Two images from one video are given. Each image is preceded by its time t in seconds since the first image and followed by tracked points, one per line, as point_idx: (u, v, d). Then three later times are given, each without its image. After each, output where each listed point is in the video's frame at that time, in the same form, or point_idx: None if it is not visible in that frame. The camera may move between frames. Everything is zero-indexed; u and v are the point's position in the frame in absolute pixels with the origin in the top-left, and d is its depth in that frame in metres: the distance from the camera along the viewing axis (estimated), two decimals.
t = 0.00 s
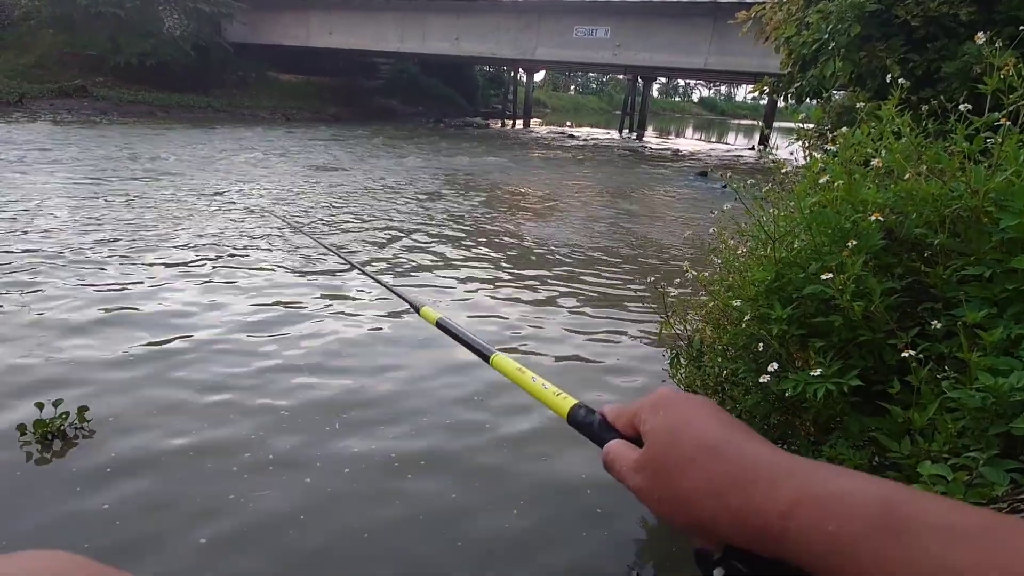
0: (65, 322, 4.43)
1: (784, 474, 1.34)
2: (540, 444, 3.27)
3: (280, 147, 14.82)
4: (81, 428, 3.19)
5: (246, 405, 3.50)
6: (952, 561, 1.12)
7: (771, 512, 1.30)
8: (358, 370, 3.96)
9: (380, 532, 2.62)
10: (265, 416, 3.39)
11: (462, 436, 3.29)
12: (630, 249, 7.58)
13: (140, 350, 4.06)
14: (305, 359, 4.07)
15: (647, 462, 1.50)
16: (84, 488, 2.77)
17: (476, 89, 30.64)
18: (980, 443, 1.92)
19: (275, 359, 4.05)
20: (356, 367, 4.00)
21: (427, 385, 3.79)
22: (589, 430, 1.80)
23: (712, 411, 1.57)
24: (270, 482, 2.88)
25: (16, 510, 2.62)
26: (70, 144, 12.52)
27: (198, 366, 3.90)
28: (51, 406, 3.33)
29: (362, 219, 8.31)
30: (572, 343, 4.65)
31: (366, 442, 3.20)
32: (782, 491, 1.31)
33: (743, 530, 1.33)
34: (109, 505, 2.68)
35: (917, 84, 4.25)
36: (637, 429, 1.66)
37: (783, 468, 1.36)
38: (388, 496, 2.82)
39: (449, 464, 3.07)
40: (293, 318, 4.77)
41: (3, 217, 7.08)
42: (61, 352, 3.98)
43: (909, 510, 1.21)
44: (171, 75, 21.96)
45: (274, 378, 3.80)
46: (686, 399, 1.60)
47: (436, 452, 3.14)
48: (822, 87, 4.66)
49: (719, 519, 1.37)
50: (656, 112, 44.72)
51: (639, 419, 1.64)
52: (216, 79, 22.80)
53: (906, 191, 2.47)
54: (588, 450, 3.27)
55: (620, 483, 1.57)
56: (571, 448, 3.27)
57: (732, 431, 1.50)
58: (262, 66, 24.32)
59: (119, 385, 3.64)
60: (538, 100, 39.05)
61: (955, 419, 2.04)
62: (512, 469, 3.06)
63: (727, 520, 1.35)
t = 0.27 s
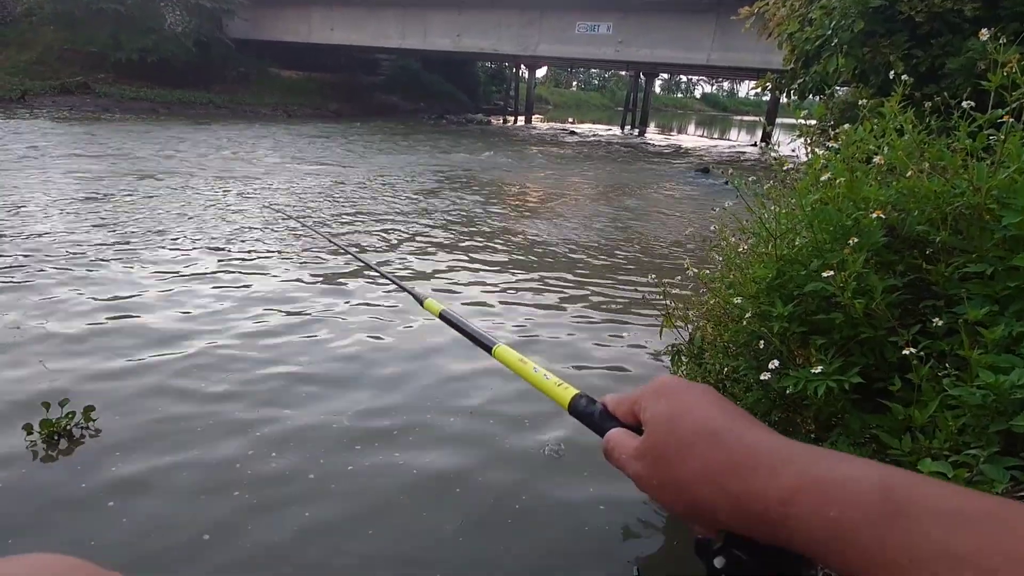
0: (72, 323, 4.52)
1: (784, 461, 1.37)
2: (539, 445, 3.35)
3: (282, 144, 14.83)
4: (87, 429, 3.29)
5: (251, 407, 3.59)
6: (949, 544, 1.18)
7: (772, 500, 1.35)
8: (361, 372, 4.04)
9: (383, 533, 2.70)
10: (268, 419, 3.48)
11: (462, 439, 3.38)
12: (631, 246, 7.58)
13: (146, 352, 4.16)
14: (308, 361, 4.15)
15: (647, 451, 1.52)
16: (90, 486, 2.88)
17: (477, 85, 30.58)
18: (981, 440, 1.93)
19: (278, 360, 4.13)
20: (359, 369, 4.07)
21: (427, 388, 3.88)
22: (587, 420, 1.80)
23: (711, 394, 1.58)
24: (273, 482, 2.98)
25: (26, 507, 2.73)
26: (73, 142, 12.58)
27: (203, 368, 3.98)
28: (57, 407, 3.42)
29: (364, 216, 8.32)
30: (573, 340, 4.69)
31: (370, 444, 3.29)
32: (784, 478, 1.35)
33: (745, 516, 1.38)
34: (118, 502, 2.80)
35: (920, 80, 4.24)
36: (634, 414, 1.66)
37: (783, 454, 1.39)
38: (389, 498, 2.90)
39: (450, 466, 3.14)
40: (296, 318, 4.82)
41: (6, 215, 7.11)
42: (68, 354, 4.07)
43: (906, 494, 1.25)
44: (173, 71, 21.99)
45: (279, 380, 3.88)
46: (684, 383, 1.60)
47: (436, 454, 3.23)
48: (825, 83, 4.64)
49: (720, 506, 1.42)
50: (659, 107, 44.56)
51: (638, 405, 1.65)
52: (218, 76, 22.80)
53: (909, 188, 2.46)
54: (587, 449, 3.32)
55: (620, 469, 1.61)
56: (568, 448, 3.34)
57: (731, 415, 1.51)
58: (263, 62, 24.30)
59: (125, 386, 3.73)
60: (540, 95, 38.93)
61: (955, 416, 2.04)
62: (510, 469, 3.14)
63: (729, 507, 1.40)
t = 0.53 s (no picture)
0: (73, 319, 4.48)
1: (785, 449, 1.37)
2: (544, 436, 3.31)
3: (282, 142, 14.84)
4: (91, 427, 3.24)
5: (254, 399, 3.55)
6: (952, 536, 1.18)
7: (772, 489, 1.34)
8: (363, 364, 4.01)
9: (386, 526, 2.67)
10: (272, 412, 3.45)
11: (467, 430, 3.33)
12: (632, 243, 7.57)
13: (148, 346, 4.11)
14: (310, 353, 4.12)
15: (645, 436, 1.52)
16: (95, 484, 2.84)
17: (477, 83, 30.55)
18: (981, 438, 1.93)
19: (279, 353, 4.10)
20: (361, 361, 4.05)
21: (430, 378, 3.85)
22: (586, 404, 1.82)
23: (711, 382, 1.57)
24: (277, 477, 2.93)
25: (30, 505, 2.68)
26: (73, 140, 12.56)
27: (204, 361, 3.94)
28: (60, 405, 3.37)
29: (365, 214, 8.31)
30: (574, 336, 4.68)
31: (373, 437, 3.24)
32: (785, 467, 1.35)
33: (742, 504, 1.38)
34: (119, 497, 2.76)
35: (922, 76, 4.22)
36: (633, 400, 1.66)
37: (784, 444, 1.38)
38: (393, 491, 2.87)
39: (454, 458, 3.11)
40: (297, 313, 4.80)
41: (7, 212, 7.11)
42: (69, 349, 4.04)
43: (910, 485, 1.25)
44: (173, 69, 21.96)
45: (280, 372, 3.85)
46: (685, 370, 1.59)
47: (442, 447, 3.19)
48: (826, 80, 4.63)
49: (717, 493, 1.41)
50: (659, 105, 44.49)
51: (638, 391, 1.64)
52: (218, 73, 22.78)
53: (910, 186, 2.46)
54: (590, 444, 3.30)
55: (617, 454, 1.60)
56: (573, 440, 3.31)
57: (732, 403, 1.50)
58: (264, 60, 24.28)
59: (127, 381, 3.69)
60: (541, 93, 38.88)
61: (957, 414, 2.03)
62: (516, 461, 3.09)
63: (726, 494, 1.40)
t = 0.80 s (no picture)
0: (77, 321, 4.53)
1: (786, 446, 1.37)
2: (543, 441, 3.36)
3: (283, 139, 14.83)
4: (94, 425, 3.31)
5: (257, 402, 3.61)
6: (954, 532, 1.20)
7: (773, 485, 1.34)
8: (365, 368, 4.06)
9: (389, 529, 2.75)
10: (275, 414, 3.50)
11: (467, 435, 3.40)
12: (633, 240, 7.57)
13: (152, 349, 4.17)
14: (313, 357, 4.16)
15: (642, 430, 1.50)
16: (99, 483, 2.92)
17: (478, 79, 30.49)
18: (983, 434, 1.92)
19: (282, 356, 4.14)
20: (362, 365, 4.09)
21: (431, 383, 3.90)
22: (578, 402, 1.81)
23: (710, 379, 1.56)
24: (280, 480, 3.00)
25: (36, 505, 2.77)
26: (74, 138, 12.56)
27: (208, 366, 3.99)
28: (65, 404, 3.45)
29: (365, 211, 8.32)
30: (575, 334, 4.69)
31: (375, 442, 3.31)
32: (787, 462, 1.35)
33: (741, 499, 1.36)
34: (126, 500, 2.82)
35: (923, 72, 4.21)
36: (629, 396, 1.65)
37: (786, 440, 1.39)
38: (395, 495, 2.94)
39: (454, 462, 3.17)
40: (299, 314, 4.83)
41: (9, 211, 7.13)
42: (74, 351, 4.09)
43: (910, 483, 1.27)
44: (173, 67, 21.94)
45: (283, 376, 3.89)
46: (684, 366, 1.58)
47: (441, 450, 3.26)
48: (828, 76, 4.61)
49: (715, 489, 1.39)
50: (660, 101, 44.36)
51: (635, 386, 1.62)
52: (218, 71, 22.76)
53: (912, 181, 2.45)
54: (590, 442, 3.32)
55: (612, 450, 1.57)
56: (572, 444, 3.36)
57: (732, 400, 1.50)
58: (264, 57, 24.25)
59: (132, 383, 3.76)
60: (541, 89, 38.78)
61: (957, 410, 2.03)
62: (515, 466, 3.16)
63: (724, 489, 1.38)
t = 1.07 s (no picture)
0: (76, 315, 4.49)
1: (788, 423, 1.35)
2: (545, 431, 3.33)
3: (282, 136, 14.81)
4: (96, 425, 3.26)
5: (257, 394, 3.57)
6: (961, 515, 1.12)
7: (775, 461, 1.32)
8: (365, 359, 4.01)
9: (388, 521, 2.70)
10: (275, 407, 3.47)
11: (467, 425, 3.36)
12: (632, 237, 7.56)
13: (152, 343, 4.12)
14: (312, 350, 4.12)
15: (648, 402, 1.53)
16: (101, 480, 2.87)
17: (477, 76, 30.46)
18: (982, 430, 1.93)
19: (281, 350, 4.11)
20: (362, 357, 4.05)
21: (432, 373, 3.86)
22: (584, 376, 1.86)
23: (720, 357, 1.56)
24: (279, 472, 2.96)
25: (38, 502, 2.72)
26: (72, 135, 12.52)
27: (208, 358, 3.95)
28: (65, 403, 3.39)
29: (364, 208, 8.30)
30: (575, 331, 4.68)
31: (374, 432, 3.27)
32: (787, 439, 1.33)
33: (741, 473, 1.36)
34: (125, 497, 2.77)
35: (923, 68, 4.21)
36: (638, 372, 1.67)
37: (789, 418, 1.37)
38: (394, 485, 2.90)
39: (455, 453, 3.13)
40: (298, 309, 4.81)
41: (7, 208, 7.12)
42: (73, 346, 4.05)
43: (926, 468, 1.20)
44: (171, 64, 21.88)
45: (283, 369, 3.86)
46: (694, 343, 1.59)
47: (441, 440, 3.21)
48: (827, 73, 4.61)
49: (717, 463, 1.39)
50: (660, 99, 44.29)
51: (644, 362, 1.64)
52: (217, 67, 22.72)
53: (911, 178, 2.45)
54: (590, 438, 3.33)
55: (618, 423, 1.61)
56: (575, 435, 3.32)
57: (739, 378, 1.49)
58: (263, 54, 24.20)
59: (132, 378, 3.71)
60: (541, 87, 38.71)
61: (956, 406, 2.04)
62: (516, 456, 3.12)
63: (724, 463, 1.38)
